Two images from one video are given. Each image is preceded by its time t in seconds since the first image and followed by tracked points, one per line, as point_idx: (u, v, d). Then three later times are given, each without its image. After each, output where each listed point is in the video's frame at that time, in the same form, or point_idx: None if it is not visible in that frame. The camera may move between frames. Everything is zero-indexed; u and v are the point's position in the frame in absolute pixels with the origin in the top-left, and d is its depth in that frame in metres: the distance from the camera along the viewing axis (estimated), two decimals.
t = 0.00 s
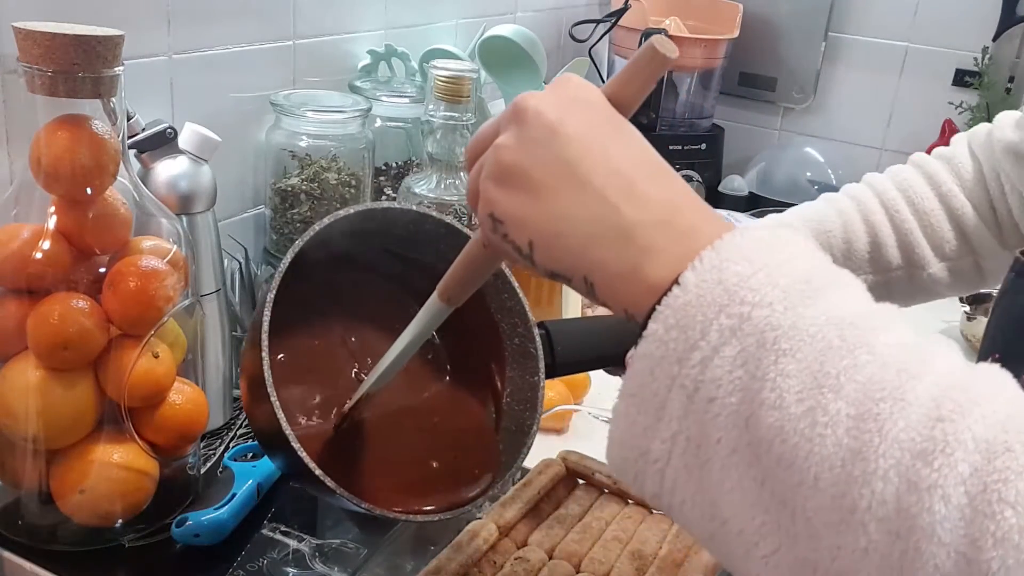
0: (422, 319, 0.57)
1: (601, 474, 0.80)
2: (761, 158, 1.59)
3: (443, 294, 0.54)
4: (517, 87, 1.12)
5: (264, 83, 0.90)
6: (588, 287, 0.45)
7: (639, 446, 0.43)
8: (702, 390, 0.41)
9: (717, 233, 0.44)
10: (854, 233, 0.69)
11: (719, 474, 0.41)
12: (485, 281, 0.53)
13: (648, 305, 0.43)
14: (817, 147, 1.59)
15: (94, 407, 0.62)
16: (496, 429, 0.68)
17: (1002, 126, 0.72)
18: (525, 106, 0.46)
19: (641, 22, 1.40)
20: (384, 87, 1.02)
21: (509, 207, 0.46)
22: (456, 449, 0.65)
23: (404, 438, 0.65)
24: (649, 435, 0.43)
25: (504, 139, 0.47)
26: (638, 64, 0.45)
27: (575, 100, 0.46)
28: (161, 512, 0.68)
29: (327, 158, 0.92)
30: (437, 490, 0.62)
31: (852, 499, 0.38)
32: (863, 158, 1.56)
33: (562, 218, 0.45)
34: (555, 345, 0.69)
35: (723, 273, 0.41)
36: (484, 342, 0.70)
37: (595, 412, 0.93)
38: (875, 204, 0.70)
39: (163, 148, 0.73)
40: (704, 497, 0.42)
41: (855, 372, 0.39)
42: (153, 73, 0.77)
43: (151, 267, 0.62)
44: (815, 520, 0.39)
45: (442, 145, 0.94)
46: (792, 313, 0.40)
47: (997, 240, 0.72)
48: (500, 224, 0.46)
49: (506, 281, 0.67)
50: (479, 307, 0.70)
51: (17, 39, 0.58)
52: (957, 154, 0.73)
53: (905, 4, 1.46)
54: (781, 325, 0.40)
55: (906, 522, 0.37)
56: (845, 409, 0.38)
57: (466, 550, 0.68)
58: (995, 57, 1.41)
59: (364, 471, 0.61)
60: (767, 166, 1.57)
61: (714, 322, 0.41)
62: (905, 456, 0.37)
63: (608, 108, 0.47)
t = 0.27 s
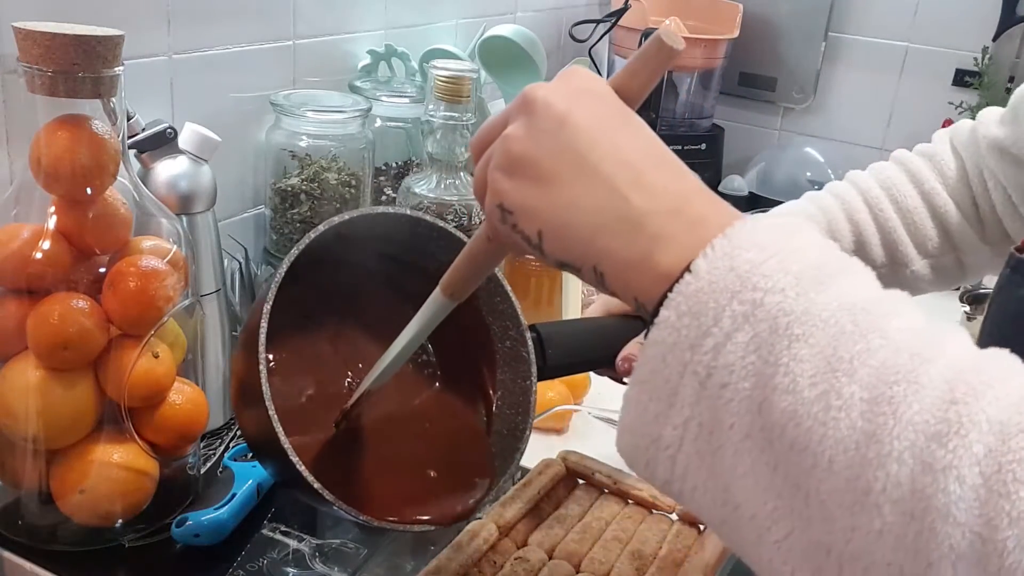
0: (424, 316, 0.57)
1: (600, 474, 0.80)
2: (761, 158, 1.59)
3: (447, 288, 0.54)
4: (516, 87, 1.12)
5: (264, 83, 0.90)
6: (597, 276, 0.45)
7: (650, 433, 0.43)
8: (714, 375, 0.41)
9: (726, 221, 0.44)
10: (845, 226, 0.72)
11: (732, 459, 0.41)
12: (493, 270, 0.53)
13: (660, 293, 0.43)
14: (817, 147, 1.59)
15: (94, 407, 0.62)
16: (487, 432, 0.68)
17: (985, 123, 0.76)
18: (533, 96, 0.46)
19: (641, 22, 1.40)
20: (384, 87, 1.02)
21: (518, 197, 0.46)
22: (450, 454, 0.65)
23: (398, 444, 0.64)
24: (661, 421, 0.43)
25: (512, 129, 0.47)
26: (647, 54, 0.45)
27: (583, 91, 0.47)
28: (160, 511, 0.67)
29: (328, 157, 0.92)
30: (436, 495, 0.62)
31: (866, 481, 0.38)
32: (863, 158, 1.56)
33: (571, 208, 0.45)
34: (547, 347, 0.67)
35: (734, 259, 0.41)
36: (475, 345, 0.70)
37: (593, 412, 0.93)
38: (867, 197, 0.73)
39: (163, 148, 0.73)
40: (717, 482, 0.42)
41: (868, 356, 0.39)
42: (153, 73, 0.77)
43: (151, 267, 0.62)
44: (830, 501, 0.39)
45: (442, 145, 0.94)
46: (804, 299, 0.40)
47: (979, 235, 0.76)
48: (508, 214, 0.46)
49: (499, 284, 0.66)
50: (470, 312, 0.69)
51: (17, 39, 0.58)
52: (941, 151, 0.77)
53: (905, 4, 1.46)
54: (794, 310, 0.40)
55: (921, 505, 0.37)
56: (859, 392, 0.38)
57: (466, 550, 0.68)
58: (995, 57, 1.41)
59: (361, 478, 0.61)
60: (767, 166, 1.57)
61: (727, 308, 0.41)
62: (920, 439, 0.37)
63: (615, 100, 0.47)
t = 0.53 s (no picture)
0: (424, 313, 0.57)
1: (599, 474, 0.80)
2: (761, 158, 1.60)
3: (447, 285, 0.54)
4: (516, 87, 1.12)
5: (264, 83, 0.90)
6: (601, 270, 0.45)
7: (654, 426, 0.43)
8: (720, 368, 0.41)
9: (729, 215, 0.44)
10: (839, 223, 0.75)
11: (737, 452, 0.41)
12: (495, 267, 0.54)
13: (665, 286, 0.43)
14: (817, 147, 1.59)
15: (94, 407, 0.62)
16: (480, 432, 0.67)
17: (976, 121, 0.78)
18: (536, 92, 0.47)
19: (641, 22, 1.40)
20: (384, 87, 1.02)
21: (521, 192, 0.46)
22: (445, 453, 0.64)
23: (393, 444, 0.63)
24: (665, 414, 0.42)
25: (515, 124, 0.47)
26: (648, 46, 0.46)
27: (585, 87, 0.47)
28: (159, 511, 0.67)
29: (328, 158, 0.92)
30: (432, 494, 0.62)
31: (872, 473, 0.38)
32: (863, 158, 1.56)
33: (574, 201, 0.45)
34: (540, 346, 0.68)
35: (739, 251, 0.41)
36: (468, 344, 0.69)
37: (592, 412, 0.92)
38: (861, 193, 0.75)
39: (163, 148, 0.73)
40: (722, 475, 0.42)
41: (875, 348, 0.39)
42: (153, 73, 0.77)
43: (151, 266, 0.62)
44: (835, 492, 0.39)
45: (442, 145, 0.94)
46: (809, 292, 0.40)
47: (969, 232, 0.78)
48: (512, 209, 0.46)
49: (493, 283, 0.66)
50: (464, 312, 0.68)
51: (17, 39, 0.58)
52: (931, 149, 0.79)
53: (905, 4, 1.46)
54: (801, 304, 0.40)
55: (929, 498, 0.37)
56: (865, 384, 0.38)
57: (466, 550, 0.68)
58: (995, 57, 1.41)
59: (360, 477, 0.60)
60: (767, 166, 1.58)
61: (732, 302, 0.40)
62: (926, 430, 0.37)
63: (616, 96, 0.47)
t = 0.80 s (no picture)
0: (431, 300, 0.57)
1: (600, 474, 0.80)
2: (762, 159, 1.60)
3: (450, 279, 0.55)
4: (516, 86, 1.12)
5: (264, 83, 0.90)
6: (600, 261, 0.45)
7: (653, 414, 0.43)
8: (717, 356, 0.41)
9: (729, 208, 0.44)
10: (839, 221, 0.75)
11: (733, 439, 0.41)
12: (497, 260, 0.54)
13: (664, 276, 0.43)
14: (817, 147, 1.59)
15: (94, 407, 0.62)
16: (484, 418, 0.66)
17: (976, 121, 0.78)
18: (539, 85, 0.46)
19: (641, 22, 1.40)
20: (384, 87, 1.02)
21: (522, 183, 0.46)
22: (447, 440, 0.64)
23: (395, 431, 0.63)
24: (663, 402, 0.43)
25: (518, 117, 0.47)
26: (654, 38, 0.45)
27: (586, 80, 0.46)
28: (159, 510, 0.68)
29: (328, 158, 0.92)
30: (431, 480, 0.61)
31: (865, 458, 0.38)
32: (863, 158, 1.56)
33: (573, 193, 0.45)
34: (543, 335, 0.68)
35: (736, 242, 0.41)
36: (472, 332, 0.68)
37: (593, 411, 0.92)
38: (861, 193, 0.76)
39: (163, 148, 0.73)
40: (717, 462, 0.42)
41: (869, 336, 0.39)
42: (153, 73, 0.77)
43: (151, 266, 0.62)
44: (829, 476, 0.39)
45: (442, 145, 0.94)
46: (805, 282, 0.40)
47: (969, 231, 0.78)
48: (513, 200, 0.47)
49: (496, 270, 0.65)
50: (469, 301, 0.68)
51: (17, 39, 0.58)
52: (933, 148, 0.78)
53: (905, 4, 1.46)
54: (795, 293, 0.40)
55: (920, 483, 0.37)
56: (858, 370, 0.38)
57: (466, 550, 0.68)
58: (995, 56, 1.41)
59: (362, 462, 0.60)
60: (767, 166, 1.58)
61: (729, 291, 0.41)
62: (918, 415, 0.37)
63: (618, 89, 0.47)
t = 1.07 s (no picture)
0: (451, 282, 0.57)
1: (600, 474, 0.80)
2: (761, 159, 1.58)
3: (468, 258, 0.55)
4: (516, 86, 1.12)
5: (264, 83, 0.90)
6: (600, 238, 0.47)
7: (643, 380, 0.46)
8: (702, 326, 0.43)
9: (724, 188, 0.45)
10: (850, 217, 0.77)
11: (714, 404, 0.43)
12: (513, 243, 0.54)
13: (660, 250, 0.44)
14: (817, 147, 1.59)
15: (94, 407, 0.62)
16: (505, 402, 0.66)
17: (993, 115, 0.77)
18: (548, 70, 0.48)
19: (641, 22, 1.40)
20: (384, 88, 1.02)
21: (529, 163, 0.47)
22: (467, 423, 0.64)
23: (418, 414, 0.64)
24: (651, 370, 0.45)
25: (527, 100, 0.48)
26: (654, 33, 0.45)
27: (593, 64, 0.47)
28: (159, 510, 0.67)
29: (328, 158, 0.92)
30: (453, 462, 0.62)
31: (832, 421, 0.39)
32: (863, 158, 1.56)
33: (576, 172, 0.46)
34: (565, 322, 0.67)
35: (722, 219, 0.43)
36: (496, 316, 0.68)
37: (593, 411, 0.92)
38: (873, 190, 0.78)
39: (163, 147, 0.73)
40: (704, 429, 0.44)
41: (843, 309, 0.40)
42: (153, 73, 0.77)
43: (151, 266, 0.62)
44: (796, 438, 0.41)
45: (443, 145, 0.94)
46: (786, 257, 0.42)
47: (985, 224, 0.78)
48: (520, 179, 0.48)
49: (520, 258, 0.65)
50: (492, 286, 0.68)
51: (16, 39, 0.58)
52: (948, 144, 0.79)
53: (905, 4, 1.46)
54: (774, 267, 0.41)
55: (882, 444, 0.38)
56: (830, 340, 0.40)
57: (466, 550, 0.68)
58: (995, 57, 1.41)
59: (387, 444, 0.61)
60: (767, 166, 1.56)
61: (715, 265, 0.42)
62: (883, 381, 0.39)
63: (624, 74, 0.47)
